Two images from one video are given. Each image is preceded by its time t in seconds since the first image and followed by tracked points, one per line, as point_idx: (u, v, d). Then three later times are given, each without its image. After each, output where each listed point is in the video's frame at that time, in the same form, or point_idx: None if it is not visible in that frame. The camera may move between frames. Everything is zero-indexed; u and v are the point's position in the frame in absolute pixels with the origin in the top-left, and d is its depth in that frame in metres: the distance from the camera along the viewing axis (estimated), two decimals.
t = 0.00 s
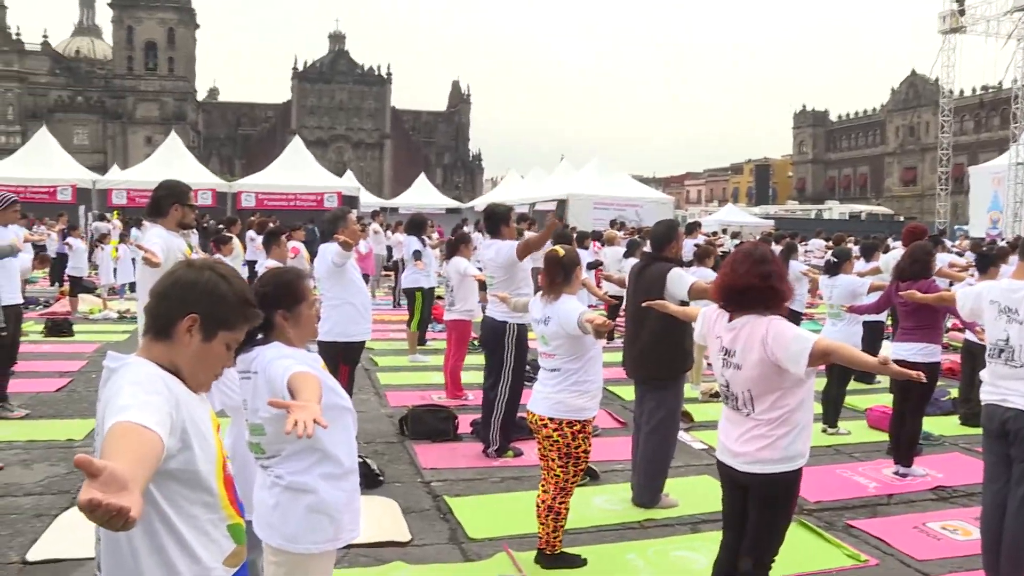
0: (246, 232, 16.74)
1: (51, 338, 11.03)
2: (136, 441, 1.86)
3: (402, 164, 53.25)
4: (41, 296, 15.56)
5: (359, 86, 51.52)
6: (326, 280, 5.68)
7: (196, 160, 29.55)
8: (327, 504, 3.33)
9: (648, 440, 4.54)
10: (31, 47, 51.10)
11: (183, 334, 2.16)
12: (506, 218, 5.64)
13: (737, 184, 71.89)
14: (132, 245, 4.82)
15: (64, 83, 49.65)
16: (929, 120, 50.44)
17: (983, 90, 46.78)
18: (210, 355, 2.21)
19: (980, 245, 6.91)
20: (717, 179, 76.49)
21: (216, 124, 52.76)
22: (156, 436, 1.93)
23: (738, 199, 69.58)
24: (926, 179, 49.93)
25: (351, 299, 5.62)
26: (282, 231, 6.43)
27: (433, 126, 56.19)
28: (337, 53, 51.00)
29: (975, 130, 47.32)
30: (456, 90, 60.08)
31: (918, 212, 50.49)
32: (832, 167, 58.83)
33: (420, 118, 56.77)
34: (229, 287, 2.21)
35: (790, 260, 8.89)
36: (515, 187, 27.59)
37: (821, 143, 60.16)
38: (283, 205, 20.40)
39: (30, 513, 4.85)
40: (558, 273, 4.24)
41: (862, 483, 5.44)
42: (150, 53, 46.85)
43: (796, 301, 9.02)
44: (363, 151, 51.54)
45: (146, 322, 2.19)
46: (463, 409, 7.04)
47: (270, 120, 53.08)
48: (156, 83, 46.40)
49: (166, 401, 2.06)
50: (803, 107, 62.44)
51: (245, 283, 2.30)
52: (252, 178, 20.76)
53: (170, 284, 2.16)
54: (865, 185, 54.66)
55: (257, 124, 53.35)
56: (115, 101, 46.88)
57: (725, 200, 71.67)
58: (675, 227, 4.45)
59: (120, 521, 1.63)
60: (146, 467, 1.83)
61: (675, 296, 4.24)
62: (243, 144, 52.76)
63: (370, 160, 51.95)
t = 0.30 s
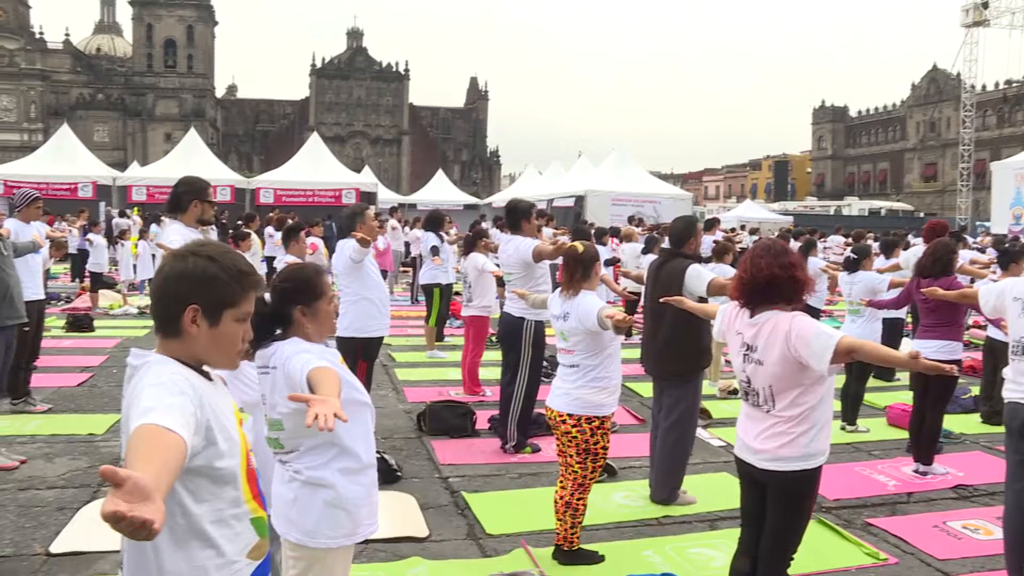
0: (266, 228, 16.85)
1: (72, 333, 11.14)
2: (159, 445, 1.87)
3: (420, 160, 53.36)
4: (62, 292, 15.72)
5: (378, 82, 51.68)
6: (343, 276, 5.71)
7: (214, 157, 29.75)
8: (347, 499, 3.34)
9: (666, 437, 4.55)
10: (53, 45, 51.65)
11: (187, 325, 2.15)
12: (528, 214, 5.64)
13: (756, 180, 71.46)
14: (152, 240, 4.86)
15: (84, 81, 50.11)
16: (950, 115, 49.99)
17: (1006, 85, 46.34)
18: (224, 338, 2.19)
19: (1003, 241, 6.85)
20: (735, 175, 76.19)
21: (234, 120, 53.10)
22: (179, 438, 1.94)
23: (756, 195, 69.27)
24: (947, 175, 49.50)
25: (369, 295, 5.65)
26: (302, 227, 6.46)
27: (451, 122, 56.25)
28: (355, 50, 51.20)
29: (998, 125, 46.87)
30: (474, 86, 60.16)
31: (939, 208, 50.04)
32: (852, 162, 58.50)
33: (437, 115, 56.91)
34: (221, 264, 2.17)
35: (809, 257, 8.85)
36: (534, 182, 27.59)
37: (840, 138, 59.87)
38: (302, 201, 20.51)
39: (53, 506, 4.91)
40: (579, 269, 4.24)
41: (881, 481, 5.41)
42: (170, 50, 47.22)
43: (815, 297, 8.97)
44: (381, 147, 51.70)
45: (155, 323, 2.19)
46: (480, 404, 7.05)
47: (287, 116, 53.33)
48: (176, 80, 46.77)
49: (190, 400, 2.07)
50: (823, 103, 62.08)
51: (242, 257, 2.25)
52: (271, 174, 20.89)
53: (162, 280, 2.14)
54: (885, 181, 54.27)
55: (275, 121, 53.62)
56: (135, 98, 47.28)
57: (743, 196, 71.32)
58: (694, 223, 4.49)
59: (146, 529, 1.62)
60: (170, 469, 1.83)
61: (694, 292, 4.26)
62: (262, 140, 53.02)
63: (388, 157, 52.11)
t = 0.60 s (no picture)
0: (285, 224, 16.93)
1: (92, 328, 11.24)
2: (187, 448, 1.88)
3: (437, 156, 53.45)
4: (82, 288, 15.86)
5: (395, 79, 51.81)
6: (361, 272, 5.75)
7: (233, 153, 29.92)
8: (365, 493, 3.35)
9: (683, 433, 4.55)
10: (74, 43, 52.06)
11: (200, 323, 2.15)
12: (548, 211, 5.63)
13: (773, 176, 71.12)
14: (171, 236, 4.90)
15: (104, 78, 50.48)
16: (971, 111, 49.56)
17: None
18: (239, 324, 2.19)
19: None
20: (753, 171, 75.88)
21: (252, 117, 53.40)
22: (206, 439, 1.95)
23: (774, 191, 68.97)
24: (968, 171, 49.05)
25: (386, 290, 5.68)
26: (321, 223, 6.49)
27: (468, 118, 56.31)
28: (373, 46, 51.37)
29: (1021, 120, 46.43)
30: (491, 82, 60.21)
31: (959, 205, 49.61)
32: (870, 159, 58.17)
33: (454, 111, 56.99)
34: (212, 254, 2.15)
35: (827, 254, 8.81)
36: (552, 179, 27.58)
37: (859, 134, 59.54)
38: (319, 197, 20.60)
39: (74, 499, 4.96)
40: (597, 265, 4.24)
41: (900, 479, 5.38)
42: (188, 47, 47.55)
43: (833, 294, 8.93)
44: (398, 143, 51.82)
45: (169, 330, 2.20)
46: (497, 400, 7.07)
47: (304, 113, 53.53)
48: (194, 77, 47.07)
49: (215, 399, 2.08)
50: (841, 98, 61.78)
51: (232, 240, 2.23)
52: (290, 170, 21.00)
53: (160, 289, 2.13)
54: (904, 177, 53.91)
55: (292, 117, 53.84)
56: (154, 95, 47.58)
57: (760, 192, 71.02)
58: (713, 219, 4.49)
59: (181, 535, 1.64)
60: (199, 472, 1.84)
61: (712, 288, 4.27)
62: (280, 137, 53.23)
63: (406, 153, 52.22)
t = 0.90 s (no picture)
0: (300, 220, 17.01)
1: (108, 323, 11.31)
2: (201, 452, 1.88)
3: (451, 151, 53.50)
4: (99, 283, 15.99)
5: (409, 74, 51.89)
6: (376, 267, 5.78)
7: (247, 148, 30.04)
8: (379, 488, 3.35)
9: (697, 429, 4.57)
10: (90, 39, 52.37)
11: (219, 322, 2.14)
12: (562, 207, 5.63)
13: (788, 172, 70.77)
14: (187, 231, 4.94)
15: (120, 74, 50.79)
16: (989, 106, 49.13)
17: None
18: (255, 310, 2.18)
19: None
20: (768, 166, 75.71)
21: (266, 112, 53.64)
22: (222, 439, 1.95)
23: (788, 186, 68.59)
24: (985, 166, 48.63)
25: (399, 286, 5.72)
26: (336, 218, 6.52)
27: (482, 113, 56.41)
28: (387, 42, 51.50)
29: None
30: (505, 77, 60.29)
31: (976, 200, 49.21)
32: (886, 154, 57.85)
33: (468, 107, 57.12)
34: (206, 255, 2.12)
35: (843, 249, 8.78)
36: (566, 174, 27.57)
37: (874, 129, 59.42)
38: (334, 192, 20.67)
39: (91, 493, 5.00)
40: (611, 261, 4.22)
41: (915, 476, 5.36)
42: (202, 43, 47.82)
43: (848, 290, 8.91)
44: (412, 139, 51.91)
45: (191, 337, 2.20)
46: (511, 396, 7.09)
47: (318, 108, 53.69)
48: (209, 73, 47.28)
49: (234, 396, 2.08)
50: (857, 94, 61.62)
51: (223, 232, 2.19)
52: (305, 165, 21.09)
53: (171, 303, 2.13)
54: (920, 173, 53.57)
55: (306, 112, 54.04)
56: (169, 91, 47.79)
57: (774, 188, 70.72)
58: (727, 215, 4.50)
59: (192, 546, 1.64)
60: (213, 477, 1.84)
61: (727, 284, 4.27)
62: (294, 133, 53.45)
63: (419, 148, 52.27)
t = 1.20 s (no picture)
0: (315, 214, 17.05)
1: (122, 318, 11.37)
2: (217, 444, 1.88)
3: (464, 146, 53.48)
4: (113, 277, 16.08)
5: (422, 70, 51.93)
6: (389, 262, 5.82)
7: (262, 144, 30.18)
8: (393, 481, 3.36)
9: (711, 423, 4.58)
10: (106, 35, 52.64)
11: (231, 314, 2.14)
12: (574, 202, 5.64)
13: (801, 167, 70.34)
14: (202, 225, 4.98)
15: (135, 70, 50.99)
16: (1006, 100, 48.55)
17: None
18: (262, 297, 2.17)
19: None
20: (781, 162, 75.32)
21: (280, 108, 53.85)
22: (239, 432, 1.95)
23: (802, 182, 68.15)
24: (1002, 161, 47.85)
25: (412, 281, 5.75)
26: (350, 214, 6.55)
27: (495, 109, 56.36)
28: (399, 37, 51.57)
29: None
30: (518, 73, 60.29)
31: (993, 195, 48.71)
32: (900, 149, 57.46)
33: (481, 102, 57.12)
34: (205, 250, 2.12)
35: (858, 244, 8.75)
36: (579, 169, 27.53)
37: (889, 125, 60.36)
38: (347, 187, 20.72)
39: (106, 486, 5.03)
40: (624, 255, 4.21)
41: (929, 473, 5.34)
42: (216, 39, 48.01)
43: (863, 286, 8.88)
44: (425, 134, 51.93)
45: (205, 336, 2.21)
46: (524, 391, 7.10)
47: (331, 103, 53.79)
48: (223, 68, 47.43)
49: (250, 389, 2.07)
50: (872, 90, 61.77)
51: (215, 227, 2.19)
52: (319, 160, 21.17)
53: (180, 305, 2.14)
54: (936, 168, 53.12)
55: (320, 108, 54.17)
56: (183, 87, 47.94)
57: (788, 183, 70.36)
58: (741, 210, 4.50)
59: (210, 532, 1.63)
60: (229, 467, 1.84)
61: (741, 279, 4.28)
62: (307, 128, 53.59)
63: (432, 143, 52.27)
